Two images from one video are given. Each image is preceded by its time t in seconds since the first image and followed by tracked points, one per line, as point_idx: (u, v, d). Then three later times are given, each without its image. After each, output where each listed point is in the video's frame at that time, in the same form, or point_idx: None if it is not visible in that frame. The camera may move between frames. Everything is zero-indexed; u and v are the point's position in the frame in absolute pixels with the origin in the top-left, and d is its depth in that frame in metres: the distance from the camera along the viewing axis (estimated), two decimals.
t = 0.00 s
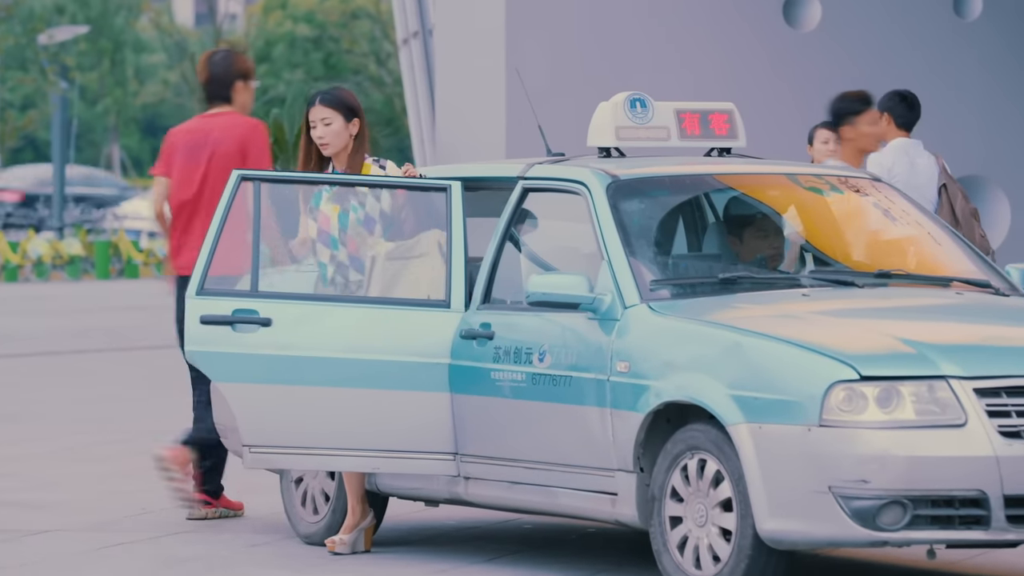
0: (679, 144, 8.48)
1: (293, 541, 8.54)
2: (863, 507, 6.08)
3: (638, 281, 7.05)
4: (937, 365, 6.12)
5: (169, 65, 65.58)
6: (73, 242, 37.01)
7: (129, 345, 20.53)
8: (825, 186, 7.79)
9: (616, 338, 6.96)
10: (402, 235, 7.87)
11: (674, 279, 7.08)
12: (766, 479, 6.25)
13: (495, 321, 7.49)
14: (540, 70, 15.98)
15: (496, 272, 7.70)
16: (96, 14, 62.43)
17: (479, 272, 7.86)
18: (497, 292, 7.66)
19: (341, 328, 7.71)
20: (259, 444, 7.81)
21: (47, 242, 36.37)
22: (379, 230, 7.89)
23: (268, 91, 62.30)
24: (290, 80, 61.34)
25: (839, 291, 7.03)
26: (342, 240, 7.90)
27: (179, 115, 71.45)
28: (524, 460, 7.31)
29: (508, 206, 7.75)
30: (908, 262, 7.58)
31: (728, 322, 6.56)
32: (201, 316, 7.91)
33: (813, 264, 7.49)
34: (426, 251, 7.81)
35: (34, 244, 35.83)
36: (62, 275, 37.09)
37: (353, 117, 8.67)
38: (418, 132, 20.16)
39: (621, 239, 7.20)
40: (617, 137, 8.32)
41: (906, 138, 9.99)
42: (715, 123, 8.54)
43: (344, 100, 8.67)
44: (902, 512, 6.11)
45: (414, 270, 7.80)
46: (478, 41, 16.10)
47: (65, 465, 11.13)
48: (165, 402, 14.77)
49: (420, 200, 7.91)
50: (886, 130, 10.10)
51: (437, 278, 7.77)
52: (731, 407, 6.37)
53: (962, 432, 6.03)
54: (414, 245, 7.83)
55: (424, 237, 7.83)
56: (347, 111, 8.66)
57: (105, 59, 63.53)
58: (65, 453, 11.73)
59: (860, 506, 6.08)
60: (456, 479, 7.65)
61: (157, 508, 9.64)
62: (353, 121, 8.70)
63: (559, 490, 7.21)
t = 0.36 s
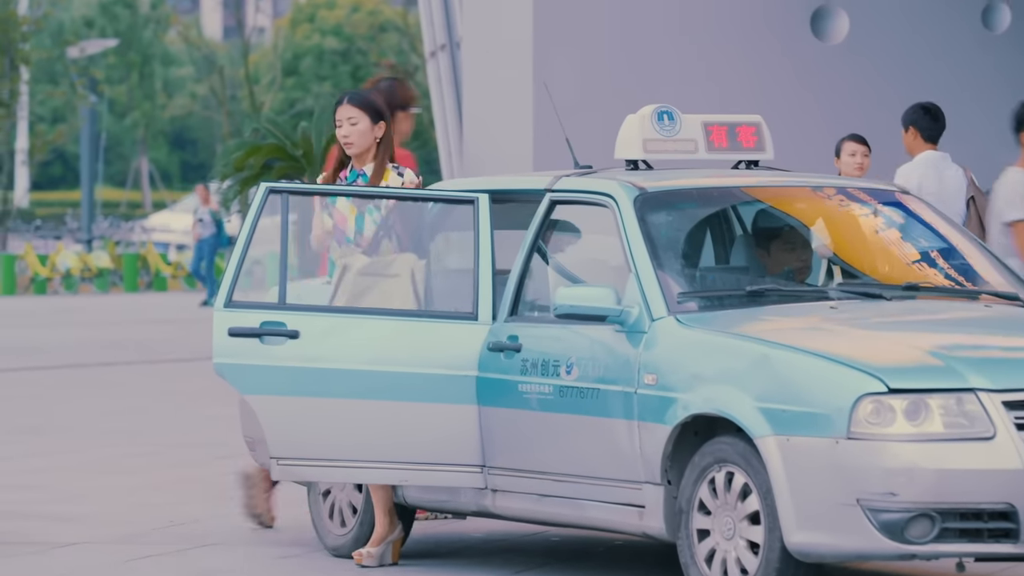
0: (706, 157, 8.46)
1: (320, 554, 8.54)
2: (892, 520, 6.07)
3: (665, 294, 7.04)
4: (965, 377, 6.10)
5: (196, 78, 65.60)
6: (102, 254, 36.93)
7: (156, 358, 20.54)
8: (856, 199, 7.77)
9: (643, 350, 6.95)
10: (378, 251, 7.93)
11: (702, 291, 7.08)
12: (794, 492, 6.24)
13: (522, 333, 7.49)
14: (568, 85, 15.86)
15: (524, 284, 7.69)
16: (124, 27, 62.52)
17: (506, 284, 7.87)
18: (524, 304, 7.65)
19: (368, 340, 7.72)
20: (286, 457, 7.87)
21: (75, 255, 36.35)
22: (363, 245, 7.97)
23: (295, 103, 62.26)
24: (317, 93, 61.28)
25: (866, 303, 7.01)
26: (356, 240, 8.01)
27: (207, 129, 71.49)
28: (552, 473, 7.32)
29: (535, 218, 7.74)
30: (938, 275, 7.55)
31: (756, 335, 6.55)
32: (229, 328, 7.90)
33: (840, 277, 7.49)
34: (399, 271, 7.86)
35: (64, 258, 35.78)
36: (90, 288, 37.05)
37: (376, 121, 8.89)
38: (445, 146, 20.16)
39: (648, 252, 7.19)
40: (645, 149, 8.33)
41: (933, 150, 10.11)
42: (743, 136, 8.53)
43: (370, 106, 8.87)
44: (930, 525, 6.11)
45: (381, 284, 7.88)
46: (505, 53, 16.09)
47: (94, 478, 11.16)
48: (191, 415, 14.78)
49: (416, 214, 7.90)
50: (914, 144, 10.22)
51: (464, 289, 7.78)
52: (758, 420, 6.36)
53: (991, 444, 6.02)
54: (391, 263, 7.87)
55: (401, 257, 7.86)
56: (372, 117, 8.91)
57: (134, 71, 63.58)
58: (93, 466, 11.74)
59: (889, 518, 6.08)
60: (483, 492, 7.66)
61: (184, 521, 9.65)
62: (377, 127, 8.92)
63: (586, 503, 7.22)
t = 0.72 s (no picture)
0: (730, 165, 8.45)
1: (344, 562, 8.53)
2: (916, 529, 6.07)
3: (689, 302, 7.03)
4: (989, 386, 6.09)
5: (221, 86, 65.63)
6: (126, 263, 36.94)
7: (180, 366, 20.54)
8: (880, 207, 7.75)
9: (667, 358, 6.94)
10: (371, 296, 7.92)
11: (725, 299, 7.07)
12: (818, 500, 6.23)
13: (546, 342, 7.50)
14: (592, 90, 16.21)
15: (548, 294, 7.69)
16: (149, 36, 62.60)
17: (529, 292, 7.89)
18: (547, 312, 7.67)
19: (391, 347, 7.69)
20: (310, 464, 7.74)
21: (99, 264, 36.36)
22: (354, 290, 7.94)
23: (318, 112, 62.27)
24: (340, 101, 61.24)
25: (890, 311, 7.01)
26: (350, 266, 7.94)
27: (231, 137, 71.50)
28: (575, 481, 7.32)
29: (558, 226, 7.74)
30: (961, 284, 7.56)
31: (781, 343, 6.54)
32: (254, 336, 7.79)
33: (865, 285, 7.43)
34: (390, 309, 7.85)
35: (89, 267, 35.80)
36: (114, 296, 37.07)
37: (370, 136, 8.59)
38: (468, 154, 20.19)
39: (671, 260, 7.18)
40: (667, 157, 8.29)
41: (957, 159, 10.15)
42: (767, 144, 8.55)
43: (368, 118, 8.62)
44: (954, 534, 6.11)
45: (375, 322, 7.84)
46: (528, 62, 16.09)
47: (118, 485, 11.17)
48: (215, 424, 14.78)
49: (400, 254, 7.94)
50: (936, 153, 10.22)
51: (488, 299, 7.82)
52: (782, 428, 6.35)
53: (1015, 453, 6.03)
54: (389, 305, 7.86)
55: (400, 300, 7.87)
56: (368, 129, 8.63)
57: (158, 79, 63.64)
58: (117, 474, 11.75)
59: (913, 527, 6.07)
60: (506, 500, 7.66)
61: (206, 529, 9.65)
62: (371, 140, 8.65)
63: (610, 511, 7.21)
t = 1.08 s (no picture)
0: (753, 169, 8.44)
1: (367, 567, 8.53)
2: (939, 535, 6.05)
3: (712, 308, 7.02)
4: (1014, 392, 6.08)
5: (244, 91, 65.65)
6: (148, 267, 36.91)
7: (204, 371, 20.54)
8: (903, 213, 7.75)
9: (690, 363, 6.94)
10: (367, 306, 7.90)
11: (748, 305, 7.06)
12: (842, 505, 6.21)
13: (569, 347, 7.51)
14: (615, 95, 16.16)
15: (571, 300, 7.69)
16: (172, 41, 62.63)
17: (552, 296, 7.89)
18: (569, 317, 7.67)
19: (413, 352, 7.69)
20: (333, 469, 7.75)
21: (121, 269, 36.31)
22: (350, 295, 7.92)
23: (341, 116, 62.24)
24: (362, 106, 61.20)
25: (914, 316, 7.00)
26: (347, 267, 7.91)
27: (252, 142, 71.45)
28: (598, 486, 7.31)
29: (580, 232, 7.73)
30: (985, 288, 7.52)
31: (804, 348, 6.53)
32: (276, 341, 7.82)
33: (888, 291, 7.36)
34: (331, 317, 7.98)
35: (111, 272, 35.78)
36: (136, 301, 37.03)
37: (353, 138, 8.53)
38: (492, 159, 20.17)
39: (694, 265, 7.18)
40: (691, 163, 8.31)
41: (981, 163, 10.17)
42: (790, 149, 8.55)
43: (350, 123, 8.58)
44: (978, 539, 6.10)
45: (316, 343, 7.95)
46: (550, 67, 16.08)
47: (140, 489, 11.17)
48: (238, 428, 14.78)
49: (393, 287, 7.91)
50: (960, 158, 10.26)
51: (512, 304, 7.80)
52: (805, 433, 6.34)
53: None
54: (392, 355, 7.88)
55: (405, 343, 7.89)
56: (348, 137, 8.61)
57: (181, 85, 63.68)
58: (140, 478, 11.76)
59: (937, 533, 6.06)
60: (529, 505, 7.66)
61: (229, 534, 9.65)
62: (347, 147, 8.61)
63: (633, 516, 7.21)
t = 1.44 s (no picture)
0: (772, 168, 8.45)
1: (384, 566, 8.54)
2: (958, 534, 6.05)
3: (730, 306, 7.02)
4: None
5: (263, 90, 65.66)
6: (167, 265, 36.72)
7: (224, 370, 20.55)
8: (922, 211, 7.74)
9: (708, 362, 6.93)
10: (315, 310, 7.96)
11: (766, 303, 7.06)
12: (860, 504, 6.21)
13: (587, 346, 7.50)
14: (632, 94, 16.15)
15: (588, 299, 7.68)
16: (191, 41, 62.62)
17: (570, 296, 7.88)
18: (588, 316, 7.66)
19: (433, 350, 7.70)
20: (351, 468, 7.73)
21: (140, 267, 36.13)
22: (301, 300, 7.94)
23: (360, 116, 62.24)
24: (381, 105, 61.18)
25: (932, 315, 7.00)
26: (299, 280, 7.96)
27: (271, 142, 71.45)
28: (617, 485, 7.31)
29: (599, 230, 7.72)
30: (1004, 286, 7.52)
31: (823, 347, 6.52)
32: (294, 340, 7.77)
33: (906, 289, 7.37)
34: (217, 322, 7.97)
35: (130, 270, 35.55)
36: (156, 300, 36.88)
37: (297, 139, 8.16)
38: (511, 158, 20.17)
39: (713, 264, 7.18)
40: (709, 163, 8.27)
41: (999, 162, 10.19)
42: (808, 147, 8.55)
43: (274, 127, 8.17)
44: (997, 539, 6.10)
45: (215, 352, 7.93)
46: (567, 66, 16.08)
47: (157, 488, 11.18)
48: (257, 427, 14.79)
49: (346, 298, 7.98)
50: (979, 157, 10.29)
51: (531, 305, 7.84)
52: (824, 433, 6.33)
53: None
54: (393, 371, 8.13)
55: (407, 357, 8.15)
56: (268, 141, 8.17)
57: (200, 84, 63.65)
58: (158, 478, 11.76)
59: (955, 532, 6.05)
60: (547, 504, 7.66)
61: (247, 534, 9.66)
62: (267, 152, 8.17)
63: (651, 515, 7.21)
